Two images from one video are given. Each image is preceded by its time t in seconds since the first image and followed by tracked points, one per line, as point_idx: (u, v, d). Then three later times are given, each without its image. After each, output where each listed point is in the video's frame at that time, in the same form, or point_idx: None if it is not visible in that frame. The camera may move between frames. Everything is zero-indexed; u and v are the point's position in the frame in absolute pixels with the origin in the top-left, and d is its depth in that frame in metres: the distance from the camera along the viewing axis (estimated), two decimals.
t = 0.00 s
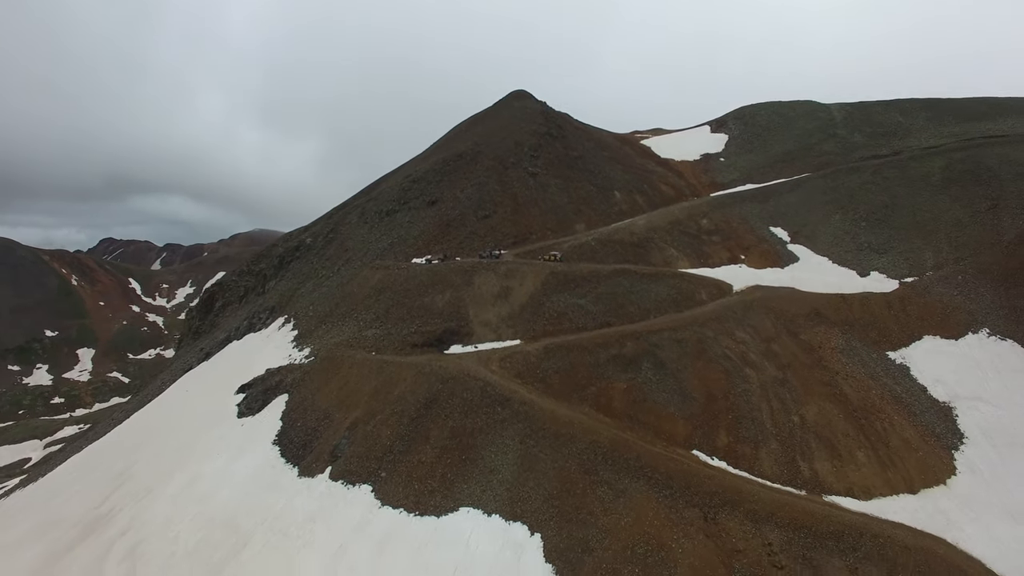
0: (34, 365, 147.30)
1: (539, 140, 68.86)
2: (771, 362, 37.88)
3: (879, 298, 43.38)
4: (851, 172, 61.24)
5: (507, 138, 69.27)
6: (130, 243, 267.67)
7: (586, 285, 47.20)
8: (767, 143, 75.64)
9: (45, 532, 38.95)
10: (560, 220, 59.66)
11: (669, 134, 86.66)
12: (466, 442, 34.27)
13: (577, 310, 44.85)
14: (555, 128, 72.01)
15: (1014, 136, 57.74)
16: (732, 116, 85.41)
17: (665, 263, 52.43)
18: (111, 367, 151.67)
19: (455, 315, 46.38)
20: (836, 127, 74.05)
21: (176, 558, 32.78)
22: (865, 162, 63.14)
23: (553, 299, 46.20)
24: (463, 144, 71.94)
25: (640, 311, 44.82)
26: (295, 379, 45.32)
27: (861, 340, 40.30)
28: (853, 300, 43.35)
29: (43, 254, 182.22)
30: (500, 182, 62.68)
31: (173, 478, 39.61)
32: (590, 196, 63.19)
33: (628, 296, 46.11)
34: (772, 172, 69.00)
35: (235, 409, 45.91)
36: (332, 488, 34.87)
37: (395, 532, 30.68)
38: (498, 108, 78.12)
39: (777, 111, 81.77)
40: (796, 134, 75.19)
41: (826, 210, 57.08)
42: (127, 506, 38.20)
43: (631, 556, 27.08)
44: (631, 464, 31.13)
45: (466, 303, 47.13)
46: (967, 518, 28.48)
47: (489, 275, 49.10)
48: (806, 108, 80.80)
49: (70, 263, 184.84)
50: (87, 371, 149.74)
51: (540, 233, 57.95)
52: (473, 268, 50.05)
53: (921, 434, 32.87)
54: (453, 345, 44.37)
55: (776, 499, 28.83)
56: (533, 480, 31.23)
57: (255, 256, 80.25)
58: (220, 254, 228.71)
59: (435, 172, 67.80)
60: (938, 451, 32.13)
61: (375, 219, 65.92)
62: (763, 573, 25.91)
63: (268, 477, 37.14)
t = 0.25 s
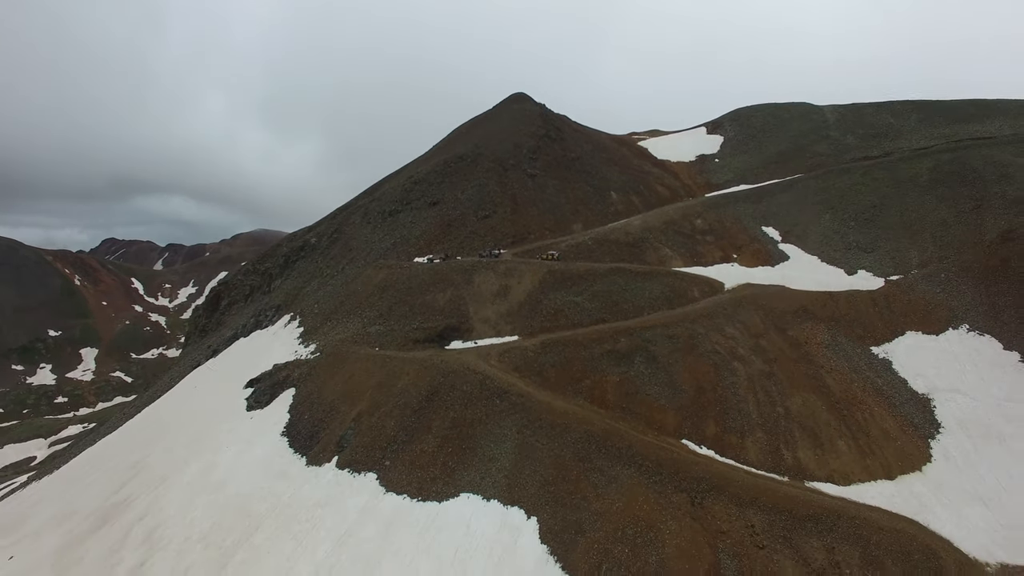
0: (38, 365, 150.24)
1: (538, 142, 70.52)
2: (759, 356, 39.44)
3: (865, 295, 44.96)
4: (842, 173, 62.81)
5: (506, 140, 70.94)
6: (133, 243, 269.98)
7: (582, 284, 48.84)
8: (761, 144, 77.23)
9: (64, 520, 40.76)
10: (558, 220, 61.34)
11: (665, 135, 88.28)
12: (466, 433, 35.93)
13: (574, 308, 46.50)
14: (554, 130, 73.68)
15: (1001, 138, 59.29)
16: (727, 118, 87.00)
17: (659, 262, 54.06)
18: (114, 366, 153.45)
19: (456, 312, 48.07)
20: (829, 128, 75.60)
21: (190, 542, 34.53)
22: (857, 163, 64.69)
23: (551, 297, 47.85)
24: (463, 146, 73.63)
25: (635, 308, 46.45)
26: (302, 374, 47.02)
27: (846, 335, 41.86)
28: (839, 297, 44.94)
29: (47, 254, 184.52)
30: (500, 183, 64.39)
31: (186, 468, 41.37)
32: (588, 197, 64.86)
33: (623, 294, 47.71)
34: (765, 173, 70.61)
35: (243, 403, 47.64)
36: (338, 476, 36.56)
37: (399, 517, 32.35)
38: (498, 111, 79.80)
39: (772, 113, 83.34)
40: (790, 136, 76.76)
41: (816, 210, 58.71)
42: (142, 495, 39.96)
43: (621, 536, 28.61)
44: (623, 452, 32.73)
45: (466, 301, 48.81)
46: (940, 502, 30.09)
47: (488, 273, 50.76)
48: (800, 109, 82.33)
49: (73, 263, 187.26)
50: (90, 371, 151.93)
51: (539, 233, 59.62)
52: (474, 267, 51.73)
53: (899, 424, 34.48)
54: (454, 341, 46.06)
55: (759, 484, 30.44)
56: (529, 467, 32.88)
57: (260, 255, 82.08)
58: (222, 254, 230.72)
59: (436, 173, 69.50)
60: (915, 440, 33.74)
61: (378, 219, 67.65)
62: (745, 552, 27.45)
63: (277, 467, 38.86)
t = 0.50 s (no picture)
0: (41, 364, 152.13)
1: (536, 143, 72.16)
2: (747, 351, 41.05)
3: (851, 292, 46.56)
4: (833, 174, 64.40)
5: (506, 142, 72.59)
6: (134, 243, 272.01)
7: (579, 281, 50.49)
8: (755, 145, 78.84)
9: (82, 508, 42.60)
10: (556, 220, 63.01)
11: (662, 136, 89.91)
12: (466, 423, 37.61)
13: (571, 305, 48.17)
14: (552, 132, 75.27)
15: (988, 140, 60.85)
16: (723, 119, 88.62)
17: (654, 261, 55.71)
18: (117, 365, 155.27)
19: (457, 309, 49.77)
20: (822, 130, 77.19)
21: (203, 527, 36.28)
22: (847, 164, 66.25)
23: (548, 294, 49.53)
24: (464, 147, 75.30)
25: (629, 305, 48.10)
26: (308, 369, 48.75)
27: (832, 331, 43.45)
28: (827, 294, 46.55)
29: (49, 254, 186.66)
30: (499, 184, 66.04)
31: (197, 458, 43.11)
32: (585, 198, 66.53)
33: (617, 291, 49.36)
34: (759, 174, 72.23)
35: (252, 396, 49.39)
36: (344, 465, 38.26)
37: (402, 503, 34.05)
38: (498, 113, 81.46)
39: (766, 115, 84.93)
40: (783, 137, 78.37)
41: (807, 210, 60.32)
42: (156, 484, 41.73)
43: (612, 520, 30.22)
44: (615, 441, 34.35)
45: (467, 298, 50.51)
46: (914, 487, 31.83)
47: (488, 271, 52.42)
48: (794, 111, 83.92)
49: (76, 264, 189.49)
50: (93, 370, 153.86)
51: (537, 232, 61.30)
52: (474, 265, 53.41)
53: (880, 415, 36.12)
54: (455, 336, 47.75)
55: (744, 471, 32.05)
56: (526, 455, 34.54)
57: (265, 255, 83.87)
58: (224, 254, 232.66)
59: (437, 174, 71.20)
60: (894, 430, 35.41)
61: (381, 219, 69.36)
62: (729, 533, 29.00)
63: (285, 457, 40.58)
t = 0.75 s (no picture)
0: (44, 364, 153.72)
1: (535, 145, 73.79)
2: (736, 346, 42.70)
3: (838, 290, 48.16)
4: (824, 175, 65.97)
5: (505, 144, 74.24)
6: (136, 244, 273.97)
7: (575, 280, 52.15)
8: (750, 147, 80.42)
9: (97, 498, 44.43)
10: (554, 221, 64.70)
11: (659, 138, 91.53)
12: (467, 415, 39.30)
13: (567, 302, 49.84)
14: (550, 134, 76.88)
15: (975, 142, 62.38)
16: (719, 121, 90.20)
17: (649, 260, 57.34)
18: (120, 365, 157.02)
19: (457, 307, 51.46)
20: (815, 131, 78.73)
21: (215, 514, 38.04)
22: (839, 165, 67.82)
23: (546, 292, 51.19)
24: (464, 149, 77.00)
25: (624, 302, 49.77)
26: (314, 364, 50.46)
27: (819, 327, 45.06)
28: (814, 292, 48.17)
29: (52, 254, 188.56)
30: (499, 185, 67.71)
31: (208, 450, 44.87)
32: (582, 199, 68.20)
33: (613, 289, 51.01)
34: (752, 175, 73.84)
35: (259, 391, 51.12)
36: (349, 455, 39.96)
37: (405, 490, 35.75)
38: (497, 115, 83.13)
39: (761, 116, 86.50)
40: (778, 138, 79.94)
41: (799, 211, 61.93)
42: (168, 475, 43.52)
43: (604, 505, 31.88)
44: (608, 431, 35.98)
45: (467, 296, 52.19)
46: (891, 474, 33.51)
47: (487, 270, 54.11)
48: (789, 113, 85.48)
49: (79, 264, 191.70)
50: (96, 369, 155.48)
51: (535, 232, 62.97)
52: (474, 264, 55.11)
53: (861, 407, 37.77)
54: (455, 333, 49.44)
55: (730, 460, 33.66)
56: (523, 445, 36.21)
57: (270, 254, 85.66)
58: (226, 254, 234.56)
59: (438, 176, 72.88)
60: (875, 421, 37.08)
61: (383, 220, 71.05)
62: (714, 517, 30.63)
63: (292, 448, 42.32)
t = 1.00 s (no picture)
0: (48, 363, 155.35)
1: (533, 147, 75.53)
2: (726, 341, 44.35)
3: (825, 288, 49.80)
4: (816, 176, 67.58)
5: (504, 146, 75.98)
6: (138, 245, 275.89)
7: (572, 278, 53.83)
8: (744, 148, 82.04)
9: (112, 489, 46.27)
10: (552, 221, 66.41)
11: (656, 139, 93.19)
12: (466, 408, 41.01)
13: (564, 300, 51.53)
14: (548, 136, 78.59)
15: (962, 143, 63.96)
16: (714, 123, 91.83)
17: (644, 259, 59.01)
18: (122, 364, 158.72)
19: (458, 304, 53.17)
20: (808, 133, 80.34)
21: (226, 503, 39.82)
22: (830, 166, 69.42)
23: (543, 290, 52.89)
24: (464, 151, 78.76)
25: (619, 300, 51.45)
26: (319, 360, 52.21)
27: (807, 323, 46.67)
28: (803, 290, 49.82)
29: (55, 255, 190.45)
30: (498, 186, 69.44)
31: (217, 442, 46.64)
32: (580, 200, 69.91)
33: (608, 287, 52.70)
34: (746, 175, 75.46)
35: (266, 387, 52.88)
36: (354, 446, 41.69)
37: (408, 479, 37.48)
38: (496, 118, 84.85)
39: (756, 118, 88.13)
40: (771, 140, 81.55)
41: (790, 211, 63.55)
42: (180, 466, 45.33)
43: (596, 491, 33.61)
44: (601, 422, 37.63)
45: (467, 294, 53.91)
46: (871, 463, 35.17)
47: (487, 269, 55.82)
48: (783, 115, 87.09)
49: (82, 265, 193.72)
50: (99, 368, 157.09)
51: (534, 232, 64.69)
52: (474, 263, 56.81)
53: (844, 400, 39.43)
54: (455, 330, 51.15)
55: (717, 449, 35.31)
56: (520, 436, 37.91)
57: (274, 255, 87.48)
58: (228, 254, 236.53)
59: (439, 177, 74.64)
60: (856, 414, 38.73)
61: (385, 220, 72.80)
62: (700, 503, 32.30)
63: (299, 440, 44.07)
